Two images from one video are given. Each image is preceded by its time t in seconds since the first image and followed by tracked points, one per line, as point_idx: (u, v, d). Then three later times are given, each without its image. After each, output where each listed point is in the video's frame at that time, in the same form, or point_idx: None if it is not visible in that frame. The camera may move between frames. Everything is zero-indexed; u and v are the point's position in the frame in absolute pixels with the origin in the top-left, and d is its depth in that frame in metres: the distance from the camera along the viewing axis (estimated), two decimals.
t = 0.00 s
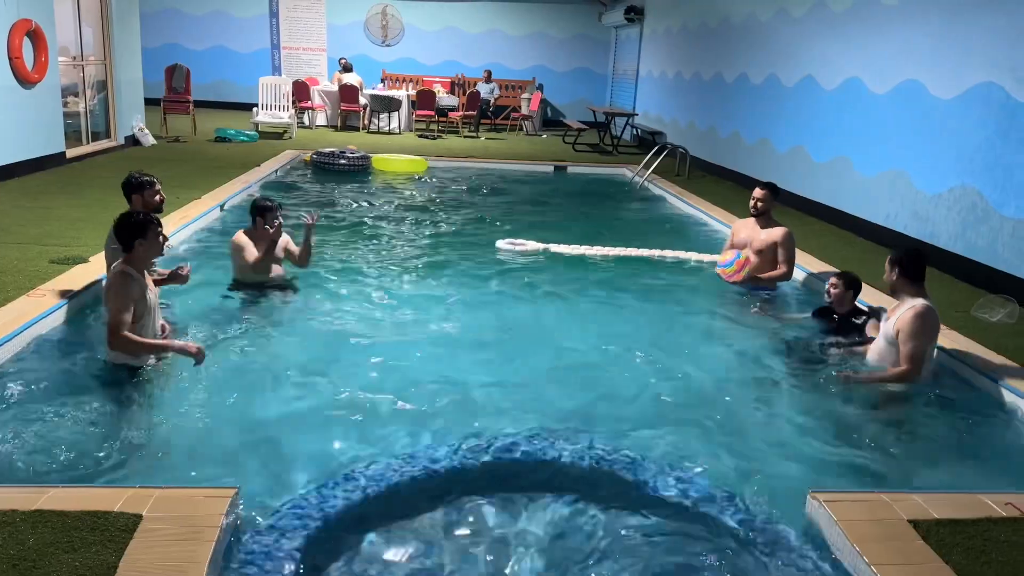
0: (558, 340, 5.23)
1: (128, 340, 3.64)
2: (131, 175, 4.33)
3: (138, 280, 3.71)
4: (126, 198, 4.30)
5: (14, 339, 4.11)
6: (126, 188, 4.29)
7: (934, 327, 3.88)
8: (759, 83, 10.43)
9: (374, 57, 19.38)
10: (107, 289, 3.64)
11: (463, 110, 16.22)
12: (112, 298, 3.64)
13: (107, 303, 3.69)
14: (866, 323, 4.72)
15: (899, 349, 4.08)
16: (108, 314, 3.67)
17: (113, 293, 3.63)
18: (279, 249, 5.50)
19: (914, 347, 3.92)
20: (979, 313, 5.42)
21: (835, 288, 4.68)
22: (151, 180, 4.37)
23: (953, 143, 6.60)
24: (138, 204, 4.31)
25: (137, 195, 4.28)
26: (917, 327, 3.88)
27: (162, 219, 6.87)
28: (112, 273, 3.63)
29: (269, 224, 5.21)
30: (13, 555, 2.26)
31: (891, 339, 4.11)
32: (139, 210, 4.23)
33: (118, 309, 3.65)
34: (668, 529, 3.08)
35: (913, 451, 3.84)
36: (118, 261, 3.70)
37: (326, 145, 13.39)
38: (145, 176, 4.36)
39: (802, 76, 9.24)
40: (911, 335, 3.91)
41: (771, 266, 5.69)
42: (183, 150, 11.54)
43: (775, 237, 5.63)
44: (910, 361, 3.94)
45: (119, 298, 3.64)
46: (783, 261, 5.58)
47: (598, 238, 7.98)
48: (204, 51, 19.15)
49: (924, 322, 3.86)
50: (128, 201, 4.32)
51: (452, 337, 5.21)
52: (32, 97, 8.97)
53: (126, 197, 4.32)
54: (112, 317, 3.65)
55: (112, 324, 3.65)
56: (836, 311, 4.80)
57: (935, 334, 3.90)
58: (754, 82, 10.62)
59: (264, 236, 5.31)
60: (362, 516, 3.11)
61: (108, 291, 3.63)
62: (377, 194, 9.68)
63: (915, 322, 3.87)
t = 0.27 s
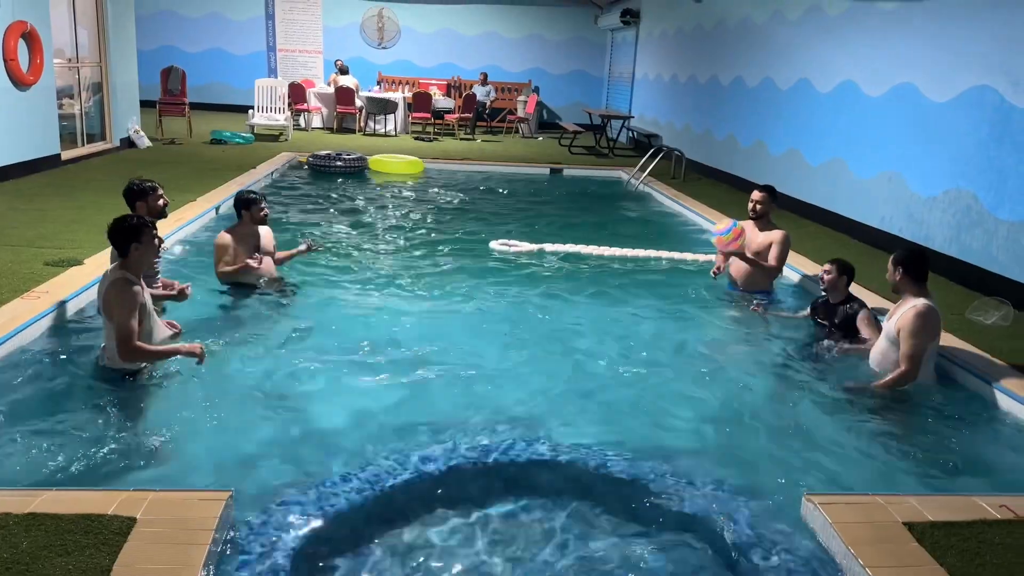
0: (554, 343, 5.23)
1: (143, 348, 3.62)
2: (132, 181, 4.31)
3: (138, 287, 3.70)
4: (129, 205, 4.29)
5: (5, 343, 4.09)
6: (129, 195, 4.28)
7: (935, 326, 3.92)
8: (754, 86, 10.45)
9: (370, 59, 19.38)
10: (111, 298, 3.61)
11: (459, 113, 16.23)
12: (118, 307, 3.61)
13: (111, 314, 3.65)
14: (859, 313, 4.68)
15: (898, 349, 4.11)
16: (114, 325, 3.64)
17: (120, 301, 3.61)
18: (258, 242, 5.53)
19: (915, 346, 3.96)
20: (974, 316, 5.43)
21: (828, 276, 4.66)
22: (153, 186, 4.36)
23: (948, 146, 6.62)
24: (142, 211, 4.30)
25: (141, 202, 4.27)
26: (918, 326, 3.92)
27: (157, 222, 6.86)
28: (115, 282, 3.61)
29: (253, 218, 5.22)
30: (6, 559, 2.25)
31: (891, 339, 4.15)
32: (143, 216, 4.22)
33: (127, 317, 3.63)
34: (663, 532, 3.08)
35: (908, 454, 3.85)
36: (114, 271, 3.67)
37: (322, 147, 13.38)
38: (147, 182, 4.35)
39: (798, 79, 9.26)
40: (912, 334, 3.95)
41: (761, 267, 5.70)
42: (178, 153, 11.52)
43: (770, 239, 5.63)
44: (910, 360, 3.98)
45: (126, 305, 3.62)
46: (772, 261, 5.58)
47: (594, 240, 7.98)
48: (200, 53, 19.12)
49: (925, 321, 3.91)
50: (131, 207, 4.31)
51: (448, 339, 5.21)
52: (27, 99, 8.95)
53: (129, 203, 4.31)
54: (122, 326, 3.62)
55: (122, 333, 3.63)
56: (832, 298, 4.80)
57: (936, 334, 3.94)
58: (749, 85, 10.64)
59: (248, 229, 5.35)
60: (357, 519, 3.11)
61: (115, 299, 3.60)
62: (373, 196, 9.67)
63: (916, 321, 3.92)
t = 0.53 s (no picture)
0: (550, 346, 5.23)
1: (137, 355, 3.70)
2: (142, 188, 4.30)
3: (133, 291, 3.71)
4: (137, 212, 4.28)
5: None
6: (138, 202, 4.27)
7: (937, 327, 3.91)
8: (750, 89, 10.48)
9: (366, 63, 19.38)
10: (106, 306, 3.63)
11: (455, 116, 16.24)
12: (114, 314, 3.65)
13: (106, 319, 3.69)
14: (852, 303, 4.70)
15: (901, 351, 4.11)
16: (108, 330, 3.69)
17: (116, 310, 3.63)
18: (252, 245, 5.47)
19: (918, 348, 3.95)
20: (969, 319, 5.44)
21: (823, 264, 4.66)
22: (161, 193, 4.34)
23: (942, 150, 6.63)
24: (150, 218, 4.29)
25: (150, 209, 4.26)
26: (920, 328, 3.91)
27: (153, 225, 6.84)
28: (111, 290, 3.62)
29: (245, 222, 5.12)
30: None
31: (893, 340, 4.14)
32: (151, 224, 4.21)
33: (122, 324, 3.68)
34: (658, 535, 3.08)
35: (903, 456, 3.85)
36: (109, 275, 3.67)
37: (318, 150, 13.38)
38: (156, 188, 4.33)
39: (793, 82, 9.27)
40: (914, 336, 3.94)
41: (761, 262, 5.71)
42: (174, 156, 11.50)
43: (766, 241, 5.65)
44: (913, 361, 3.97)
45: (122, 312, 3.65)
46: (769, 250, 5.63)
47: (590, 243, 7.99)
48: (196, 56, 19.11)
49: (926, 322, 3.90)
50: (140, 215, 4.30)
51: (443, 343, 5.20)
52: (23, 102, 8.94)
53: (137, 209, 4.30)
54: (116, 333, 3.68)
55: (116, 339, 3.69)
56: (829, 285, 4.82)
57: (938, 335, 3.93)
58: (745, 88, 10.66)
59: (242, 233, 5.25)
60: (352, 522, 3.10)
61: (111, 308, 3.62)
62: (368, 199, 9.66)
63: (917, 322, 3.91)
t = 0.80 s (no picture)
0: (546, 349, 5.23)
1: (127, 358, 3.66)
2: (136, 191, 4.29)
3: (127, 293, 3.69)
4: (132, 217, 4.27)
5: None
6: (131, 206, 4.26)
7: (928, 330, 3.92)
8: (746, 92, 10.50)
9: (363, 66, 19.38)
10: (98, 308, 3.61)
11: (452, 119, 16.24)
12: (106, 316, 3.63)
13: (100, 321, 3.68)
14: (845, 298, 4.68)
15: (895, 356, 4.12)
16: (101, 333, 3.67)
17: (107, 312, 3.61)
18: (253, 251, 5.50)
19: (911, 352, 3.96)
20: (965, 322, 5.45)
21: (824, 258, 4.71)
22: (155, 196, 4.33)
23: (938, 153, 6.65)
24: (144, 221, 4.28)
25: (143, 213, 4.25)
26: (911, 332, 3.93)
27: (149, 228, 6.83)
28: (102, 291, 3.60)
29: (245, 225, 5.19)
30: None
31: (886, 346, 4.15)
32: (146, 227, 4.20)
33: (114, 326, 3.65)
34: (655, 539, 3.08)
35: (899, 459, 3.85)
36: (103, 277, 3.66)
37: (314, 153, 13.37)
38: (150, 192, 4.32)
39: (790, 86, 9.29)
40: (906, 341, 3.96)
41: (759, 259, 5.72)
42: (170, 159, 11.49)
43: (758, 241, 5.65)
44: (909, 366, 3.98)
45: (114, 315, 3.63)
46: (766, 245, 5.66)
47: (587, 246, 7.99)
48: (192, 59, 19.10)
49: (918, 326, 3.91)
50: (134, 218, 4.29)
51: (440, 346, 5.19)
52: (19, 104, 8.93)
53: (130, 214, 4.29)
54: (107, 336, 3.65)
55: (108, 342, 3.66)
56: (826, 280, 4.82)
57: (930, 338, 3.95)
58: (741, 91, 10.69)
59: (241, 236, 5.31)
60: (349, 526, 3.10)
61: (102, 309, 3.60)
62: (365, 202, 9.67)
63: (908, 327, 3.93)
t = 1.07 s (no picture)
0: (545, 351, 5.24)
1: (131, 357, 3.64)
2: (130, 196, 4.29)
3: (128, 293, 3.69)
4: (126, 221, 4.26)
5: None
6: (126, 210, 4.25)
7: (910, 333, 3.88)
8: (744, 94, 10.52)
9: (361, 68, 19.38)
10: (100, 308, 3.60)
11: (450, 121, 16.25)
12: (108, 316, 3.62)
13: (102, 322, 3.67)
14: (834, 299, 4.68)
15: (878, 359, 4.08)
16: (103, 334, 3.65)
17: (110, 312, 3.60)
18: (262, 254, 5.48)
19: (893, 355, 3.92)
20: (962, 324, 5.46)
21: (811, 260, 4.68)
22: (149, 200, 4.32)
23: (935, 156, 6.66)
24: (140, 225, 4.27)
25: (139, 216, 4.24)
26: (892, 334, 3.89)
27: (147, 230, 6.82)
28: (104, 292, 3.59)
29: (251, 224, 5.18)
30: None
31: (869, 349, 4.11)
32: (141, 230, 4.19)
33: (116, 326, 3.64)
34: (653, 542, 3.08)
35: (897, 461, 3.86)
36: (104, 278, 3.66)
37: (312, 155, 13.38)
38: (144, 196, 4.31)
39: (787, 89, 9.31)
40: (888, 344, 3.91)
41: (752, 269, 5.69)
42: (168, 160, 11.48)
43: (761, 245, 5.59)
44: (891, 369, 3.94)
45: (116, 315, 3.62)
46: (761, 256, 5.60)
47: (585, 249, 8.00)
48: (190, 61, 19.09)
49: (899, 328, 3.87)
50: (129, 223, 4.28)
51: (438, 348, 5.20)
52: (16, 106, 8.91)
53: (124, 217, 4.27)
54: (110, 336, 3.63)
55: (111, 342, 3.64)
56: (814, 281, 4.81)
57: (912, 341, 3.90)
58: (739, 94, 10.70)
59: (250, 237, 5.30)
60: (346, 528, 3.09)
61: (104, 309, 3.59)
62: (363, 204, 9.67)
63: (890, 329, 3.89)
